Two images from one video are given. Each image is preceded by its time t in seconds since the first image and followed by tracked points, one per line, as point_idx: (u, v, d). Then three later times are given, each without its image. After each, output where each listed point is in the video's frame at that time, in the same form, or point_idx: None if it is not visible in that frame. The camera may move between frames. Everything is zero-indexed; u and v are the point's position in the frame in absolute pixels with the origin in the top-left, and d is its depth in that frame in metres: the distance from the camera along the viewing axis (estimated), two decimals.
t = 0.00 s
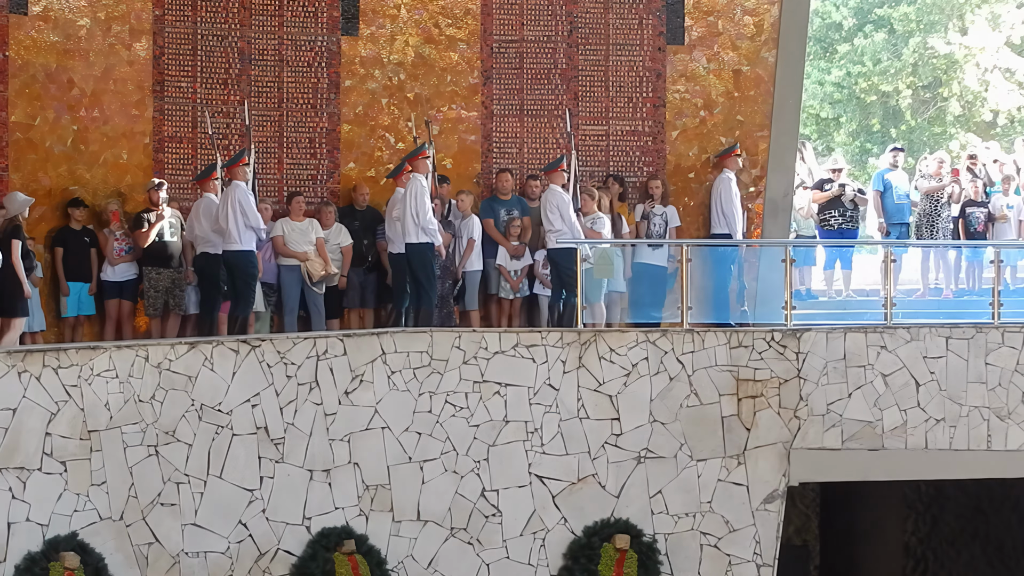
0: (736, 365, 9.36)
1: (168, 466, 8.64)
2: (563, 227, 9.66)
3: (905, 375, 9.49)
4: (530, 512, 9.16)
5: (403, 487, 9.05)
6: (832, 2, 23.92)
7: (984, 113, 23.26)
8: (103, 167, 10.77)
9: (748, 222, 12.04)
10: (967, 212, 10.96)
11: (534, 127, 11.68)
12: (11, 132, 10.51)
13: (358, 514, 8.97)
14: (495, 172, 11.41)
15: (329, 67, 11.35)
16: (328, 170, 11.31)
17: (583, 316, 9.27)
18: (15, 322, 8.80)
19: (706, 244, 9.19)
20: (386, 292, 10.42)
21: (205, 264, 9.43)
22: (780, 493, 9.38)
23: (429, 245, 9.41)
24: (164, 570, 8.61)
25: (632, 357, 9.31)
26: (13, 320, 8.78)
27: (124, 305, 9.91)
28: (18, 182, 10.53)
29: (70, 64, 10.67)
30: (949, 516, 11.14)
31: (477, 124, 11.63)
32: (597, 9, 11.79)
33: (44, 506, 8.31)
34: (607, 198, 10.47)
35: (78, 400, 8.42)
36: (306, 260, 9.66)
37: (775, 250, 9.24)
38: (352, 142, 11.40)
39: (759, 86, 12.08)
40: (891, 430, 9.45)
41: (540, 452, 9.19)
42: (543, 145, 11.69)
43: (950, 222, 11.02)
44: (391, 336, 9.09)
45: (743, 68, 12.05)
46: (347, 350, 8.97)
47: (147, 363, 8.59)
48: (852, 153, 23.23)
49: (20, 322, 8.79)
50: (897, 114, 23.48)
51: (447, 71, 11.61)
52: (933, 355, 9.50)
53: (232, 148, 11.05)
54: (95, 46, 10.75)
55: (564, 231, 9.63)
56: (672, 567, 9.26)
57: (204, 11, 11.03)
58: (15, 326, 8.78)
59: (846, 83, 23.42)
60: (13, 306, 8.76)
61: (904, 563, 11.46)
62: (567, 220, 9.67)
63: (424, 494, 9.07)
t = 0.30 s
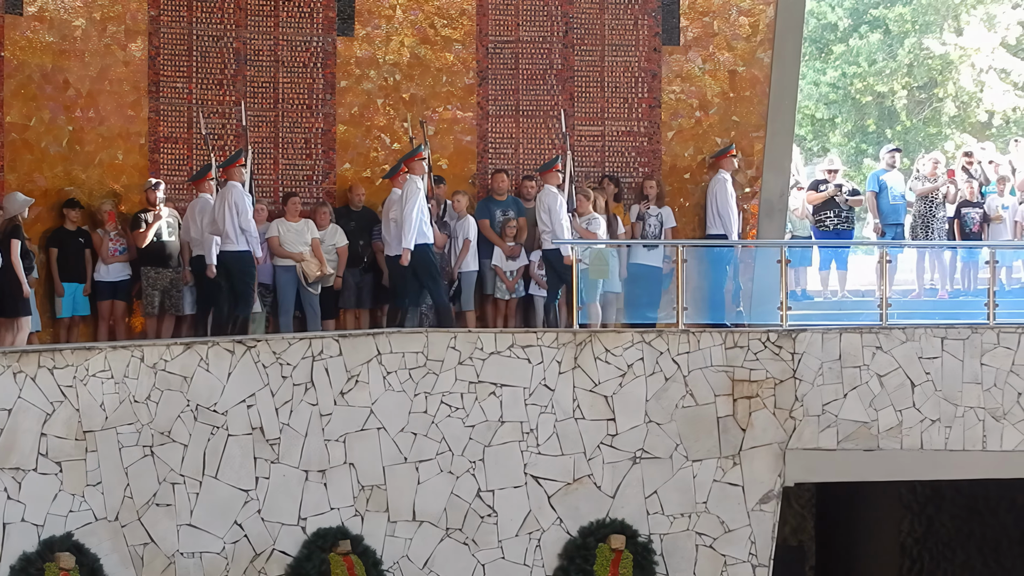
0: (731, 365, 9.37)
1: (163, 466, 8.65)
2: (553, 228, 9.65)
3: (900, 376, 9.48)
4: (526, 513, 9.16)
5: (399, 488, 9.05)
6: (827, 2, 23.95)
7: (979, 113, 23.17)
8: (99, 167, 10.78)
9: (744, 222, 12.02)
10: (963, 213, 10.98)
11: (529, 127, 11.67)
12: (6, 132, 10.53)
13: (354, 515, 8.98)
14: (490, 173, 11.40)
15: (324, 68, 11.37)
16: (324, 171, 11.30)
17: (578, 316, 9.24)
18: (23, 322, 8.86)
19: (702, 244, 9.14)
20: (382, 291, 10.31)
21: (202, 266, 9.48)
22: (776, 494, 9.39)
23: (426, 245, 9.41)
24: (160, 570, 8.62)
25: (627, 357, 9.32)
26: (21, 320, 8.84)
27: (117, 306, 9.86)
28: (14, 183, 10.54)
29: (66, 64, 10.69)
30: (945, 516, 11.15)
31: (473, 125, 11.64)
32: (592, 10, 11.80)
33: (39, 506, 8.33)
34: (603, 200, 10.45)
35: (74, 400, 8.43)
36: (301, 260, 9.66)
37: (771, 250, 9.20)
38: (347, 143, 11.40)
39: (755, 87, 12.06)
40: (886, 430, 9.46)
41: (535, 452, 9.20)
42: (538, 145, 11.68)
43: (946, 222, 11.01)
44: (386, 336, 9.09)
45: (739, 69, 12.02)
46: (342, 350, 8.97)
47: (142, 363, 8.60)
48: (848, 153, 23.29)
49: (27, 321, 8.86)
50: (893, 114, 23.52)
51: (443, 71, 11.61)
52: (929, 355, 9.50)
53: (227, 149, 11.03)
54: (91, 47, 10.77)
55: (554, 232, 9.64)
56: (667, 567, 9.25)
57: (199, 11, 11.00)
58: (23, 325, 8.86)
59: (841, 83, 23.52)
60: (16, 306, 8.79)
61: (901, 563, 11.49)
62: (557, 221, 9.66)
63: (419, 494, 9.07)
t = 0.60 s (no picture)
0: (727, 366, 9.36)
1: (160, 466, 8.63)
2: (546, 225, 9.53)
3: (897, 377, 9.47)
4: (523, 514, 9.14)
5: (395, 488, 9.03)
6: (823, 4, 24.15)
7: (975, 115, 23.09)
8: (95, 167, 10.77)
9: (740, 223, 12.03)
10: (959, 214, 10.97)
11: (526, 128, 11.66)
12: (2, 132, 10.52)
13: (351, 515, 8.96)
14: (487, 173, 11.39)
15: (321, 68, 11.36)
16: (319, 171, 11.29)
17: (575, 317, 9.25)
18: (20, 322, 8.84)
19: (698, 244, 9.16)
20: (376, 292, 9.92)
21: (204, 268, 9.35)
22: (773, 494, 9.38)
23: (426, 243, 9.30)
24: (156, 570, 8.60)
25: (623, 358, 9.30)
26: (18, 320, 8.83)
27: (112, 306, 9.93)
28: (10, 183, 10.53)
29: (62, 64, 10.68)
30: (942, 517, 11.12)
31: (470, 125, 11.62)
32: (588, 10, 11.79)
33: (36, 505, 8.31)
34: (599, 200, 10.42)
35: (70, 399, 8.42)
36: (297, 260, 9.78)
37: (767, 251, 9.22)
38: (344, 143, 11.39)
39: (751, 88, 12.06)
40: (883, 431, 9.43)
41: (532, 453, 9.18)
42: (534, 147, 11.66)
43: (941, 222, 11.02)
44: (383, 337, 9.09)
45: (735, 70, 12.02)
46: (339, 350, 8.97)
47: (139, 363, 8.59)
48: (844, 155, 23.50)
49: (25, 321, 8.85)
50: (889, 115, 23.48)
51: (439, 72, 11.60)
52: (925, 356, 9.48)
53: (224, 149, 11.05)
54: (86, 46, 10.74)
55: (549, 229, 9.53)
56: (664, 568, 9.24)
57: (195, 11, 11.02)
58: (20, 325, 8.86)
59: (837, 85, 23.61)
60: (16, 305, 8.78)
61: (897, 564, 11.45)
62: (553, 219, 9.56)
63: (416, 495, 9.05)
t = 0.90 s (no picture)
0: (728, 366, 9.36)
1: (161, 465, 8.65)
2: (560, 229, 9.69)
3: (897, 378, 9.47)
4: (523, 513, 9.16)
5: (395, 488, 9.04)
6: (826, 4, 24.15)
7: (977, 116, 23.07)
8: (97, 166, 10.76)
9: (742, 224, 12.01)
10: (961, 215, 10.94)
11: (528, 128, 11.66)
12: (4, 130, 10.52)
13: (351, 514, 8.97)
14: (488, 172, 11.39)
15: (323, 68, 11.36)
16: (321, 171, 11.29)
17: (577, 317, 9.25)
18: (23, 321, 8.86)
19: (699, 245, 9.17)
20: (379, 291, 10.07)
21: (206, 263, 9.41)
22: (773, 495, 9.39)
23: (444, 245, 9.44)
24: (156, 569, 8.62)
25: (624, 358, 9.31)
26: (22, 320, 8.85)
27: (113, 304, 9.92)
28: (12, 180, 10.53)
29: (64, 62, 10.66)
30: (941, 518, 11.08)
31: (471, 125, 11.65)
32: (591, 10, 11.79)
33: (36, 504, 8.33)
34: (602, 201, 10.40)
35: (71, 398, 8.44)
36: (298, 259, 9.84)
37: (769, 252, 9.23)
38: (346, 142, 11.39)
39: (753, 89, 12.03)
40: (883, 432, 9.43)
41: (532, 453, 9.20)
42: (536, 146, 11.65)
43: (943, 223, 10.97)
44: (384, 336, 9.11)
45: (738, 70, 12.00)
46: (340, 350, 8.98)
47: (140, 362, 8.60)
48: (845, 155, 23.59)
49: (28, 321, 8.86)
50: (891, 117, 23.60)
51: (441, 71, 11.61)
52: (926, 357, 9.48)
53: (226, 148, 11.05)
54: (89, 45, 10.74)
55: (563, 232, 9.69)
56: (663, 568, 9.26)
57: (197, 10, 11.01)
58: (23, 325, 8.87)
59: (840, 85, 23.71)
60: (23, 304, 8.80)
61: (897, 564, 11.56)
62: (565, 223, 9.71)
63: (416, 494, 9.07)
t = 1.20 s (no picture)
0: (727, 366, 9.37)
1: (159, 463, 8.65)
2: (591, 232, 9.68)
3: (896, 379, 9.47)
4: (521, 513, 9.16)
5: (394, 487, 9.05)
6: (826, 5, 24.19)
7: (976, 117, 22.99)
8: (97, 164, 10.78)
9: (741, 224, 11.99)
10: (961, 215, 10.91)
11: (527, 127, 11.66)
12: (4, 128, 10.54)
13: (349, 513, 8.97)
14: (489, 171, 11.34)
15: (323, 66, 11.36)
16: (321, 170, 11.30)
17: (576, 317, 9.24)
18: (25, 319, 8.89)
19: (698, 245, 9.17)
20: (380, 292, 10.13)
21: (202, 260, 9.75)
22: (772, 495, 9.38)
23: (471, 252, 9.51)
24: (155, 567, 8.62)
25: (623, 358, 9.31)
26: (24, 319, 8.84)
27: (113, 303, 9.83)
28: (12, 178, 10.55)
29: (64, 60, 10.68)
30: (940, 520, 11.08)
31: (471, 124, 11.64)
32: (591, 10, 11.78)
33: (35, 502, 8.33)
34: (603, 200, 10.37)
35: (70, 396, 8.45)
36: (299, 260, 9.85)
37: (768, 252, 9.24)
38: (346, 141, 11.40)
39: (753, 89, 12.03)
40: (882, 433, 9.43)
41: (531, 452, 9.20)
42: (536, 146, 11.64)
43: (942, 224, 10.93)
44: (383, 335, 9.11)
45: (738, 70, 12.00)
46: (339, 349, 8.98)
47: (139, 360, 8.60)
48: (844, 156, 23.69)
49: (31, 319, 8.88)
50: (891, 117, 23.61)
51: (441, 70, 11.61)
52: (925, 358, 9.48)
53: (225, 147, 11.03)
54: (89, 43, 10.76)
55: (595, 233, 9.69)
56: (662, 568, 9.26)
57: (198, 9, 11.00)
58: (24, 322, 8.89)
59: (839, 86, 23.79)
60: (28, 302, 8.83)
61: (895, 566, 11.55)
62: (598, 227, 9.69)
63: (415, 493, 9.07)
